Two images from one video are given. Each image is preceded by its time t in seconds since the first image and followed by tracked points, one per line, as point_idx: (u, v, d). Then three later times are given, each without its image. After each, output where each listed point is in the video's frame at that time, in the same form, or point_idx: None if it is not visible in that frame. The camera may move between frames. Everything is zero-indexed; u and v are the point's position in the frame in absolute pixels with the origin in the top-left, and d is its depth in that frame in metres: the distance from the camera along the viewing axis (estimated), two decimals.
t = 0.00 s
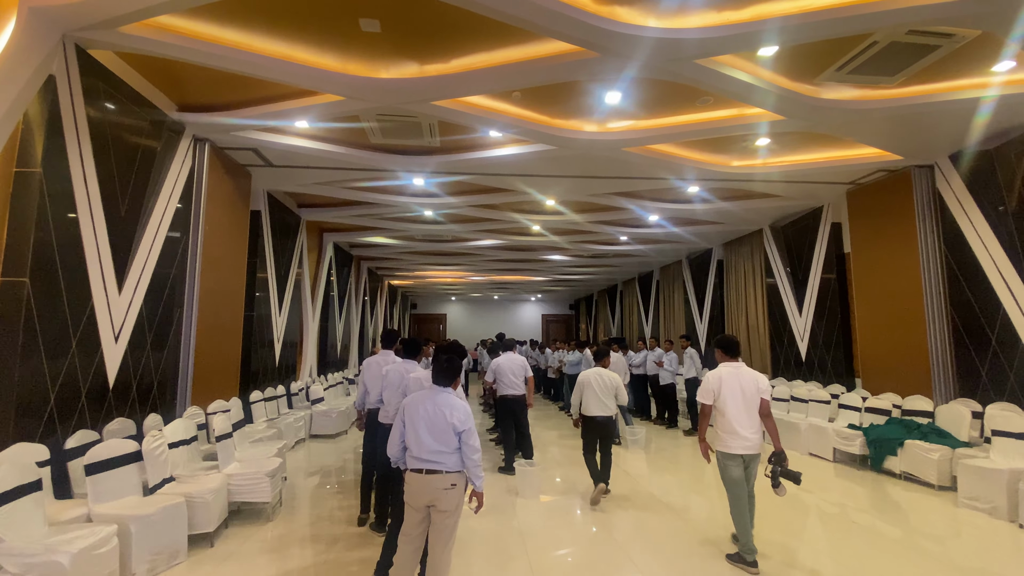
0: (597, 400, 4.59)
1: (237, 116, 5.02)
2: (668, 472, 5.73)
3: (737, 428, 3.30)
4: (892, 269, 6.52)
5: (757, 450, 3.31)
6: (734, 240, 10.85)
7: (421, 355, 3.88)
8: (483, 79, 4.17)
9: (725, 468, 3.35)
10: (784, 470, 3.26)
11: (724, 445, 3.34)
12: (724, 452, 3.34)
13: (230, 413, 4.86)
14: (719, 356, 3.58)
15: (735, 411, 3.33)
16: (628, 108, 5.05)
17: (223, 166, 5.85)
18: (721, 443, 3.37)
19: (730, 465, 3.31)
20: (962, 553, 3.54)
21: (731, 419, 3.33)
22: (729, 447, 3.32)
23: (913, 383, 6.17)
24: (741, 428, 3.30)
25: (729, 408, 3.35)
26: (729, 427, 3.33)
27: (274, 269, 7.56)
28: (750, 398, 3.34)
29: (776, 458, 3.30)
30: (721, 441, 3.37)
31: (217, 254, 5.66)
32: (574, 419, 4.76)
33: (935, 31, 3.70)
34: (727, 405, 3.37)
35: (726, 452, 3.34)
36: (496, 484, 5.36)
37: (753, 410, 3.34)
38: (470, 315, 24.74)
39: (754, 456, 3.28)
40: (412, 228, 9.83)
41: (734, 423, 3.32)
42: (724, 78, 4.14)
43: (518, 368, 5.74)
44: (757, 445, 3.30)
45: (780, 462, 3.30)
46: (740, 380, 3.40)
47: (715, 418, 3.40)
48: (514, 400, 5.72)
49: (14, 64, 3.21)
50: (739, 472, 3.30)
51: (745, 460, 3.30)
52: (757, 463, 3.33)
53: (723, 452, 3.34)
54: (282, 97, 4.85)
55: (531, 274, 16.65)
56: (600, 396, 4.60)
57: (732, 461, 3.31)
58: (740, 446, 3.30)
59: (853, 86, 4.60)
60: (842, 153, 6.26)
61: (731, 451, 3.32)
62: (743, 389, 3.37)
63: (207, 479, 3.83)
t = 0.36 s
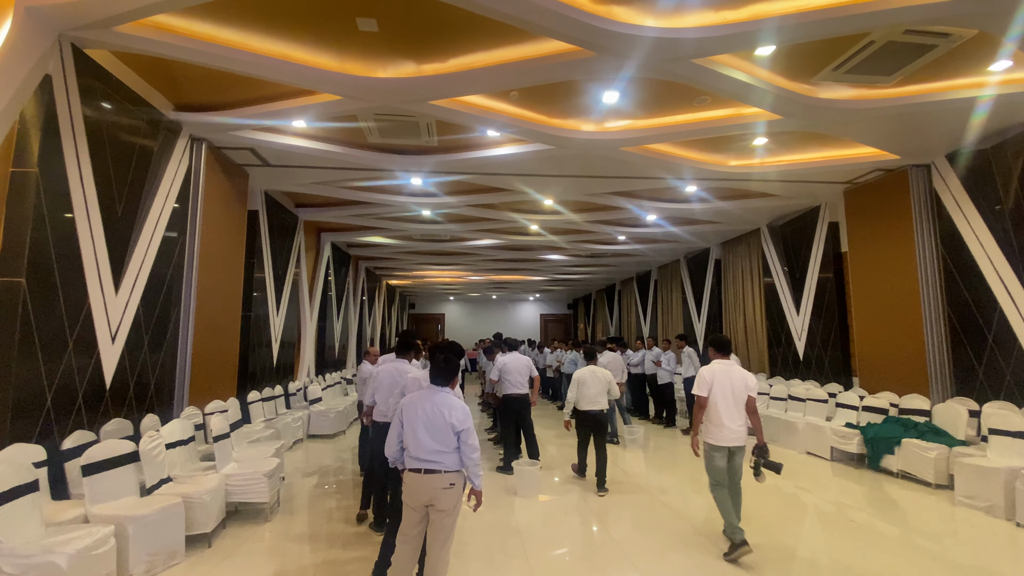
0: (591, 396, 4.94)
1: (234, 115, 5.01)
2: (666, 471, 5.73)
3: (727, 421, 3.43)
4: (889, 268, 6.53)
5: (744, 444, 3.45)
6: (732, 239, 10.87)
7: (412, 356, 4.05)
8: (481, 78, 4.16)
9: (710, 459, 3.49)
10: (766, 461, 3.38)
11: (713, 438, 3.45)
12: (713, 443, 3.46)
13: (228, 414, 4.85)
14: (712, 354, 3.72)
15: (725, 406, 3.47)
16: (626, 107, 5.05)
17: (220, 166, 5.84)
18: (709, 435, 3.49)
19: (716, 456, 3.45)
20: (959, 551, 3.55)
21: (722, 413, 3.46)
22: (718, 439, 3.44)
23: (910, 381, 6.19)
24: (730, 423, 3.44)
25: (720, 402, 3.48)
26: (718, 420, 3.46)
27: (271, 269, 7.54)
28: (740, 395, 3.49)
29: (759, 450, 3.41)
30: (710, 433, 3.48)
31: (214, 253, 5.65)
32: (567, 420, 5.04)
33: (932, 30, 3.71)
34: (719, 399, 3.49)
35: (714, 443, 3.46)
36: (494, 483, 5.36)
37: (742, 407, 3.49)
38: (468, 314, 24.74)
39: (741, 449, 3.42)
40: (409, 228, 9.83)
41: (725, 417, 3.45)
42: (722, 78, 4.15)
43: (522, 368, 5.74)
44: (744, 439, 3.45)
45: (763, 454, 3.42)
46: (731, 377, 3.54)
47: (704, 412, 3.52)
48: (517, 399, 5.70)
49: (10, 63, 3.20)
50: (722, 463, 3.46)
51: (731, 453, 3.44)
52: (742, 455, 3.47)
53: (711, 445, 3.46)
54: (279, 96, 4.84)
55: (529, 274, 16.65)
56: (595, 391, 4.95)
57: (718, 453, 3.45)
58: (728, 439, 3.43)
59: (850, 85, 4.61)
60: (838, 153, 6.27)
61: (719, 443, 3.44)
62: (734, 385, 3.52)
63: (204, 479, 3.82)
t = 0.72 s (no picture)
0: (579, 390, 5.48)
1: (232, 115, 5.00)
2: (665, 470, 5.74)
3: (718, 416, 3.76)
4: (888, 268, 6.53)
5: (733, 437, 3.77)
6: (731, 239, 10.87)
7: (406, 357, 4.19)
8: (480, 78, 4.17)
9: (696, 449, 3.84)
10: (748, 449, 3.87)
11: (701, 430, 3.79)
12: (700, 436, 3.80)
13: (227, 414, 4.85)
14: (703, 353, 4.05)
15: (715, 402, 3.79)
16: (624, 107, 5.06)
17: (218, 166, 5.83)
18: (698, 428, 3.83)
19: (702, 447, 3.81)
20: (956, 550, 3.56)
21: (712, 408, 3.78)
22: (706, 432, 3.77)
23: (908, 380, 6.20)
24: (720, 417, 3.76)
25: (711, 398, 3.80)
26: (708, 415, 3.78)
27: (270, 269, 7.53)
28: (730, 392, 3.82)
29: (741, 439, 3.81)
30: (699, 426, 3.81)
31: (213, 253, 5.64)
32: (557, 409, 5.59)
33: (929, 29, 3.72)
34: (710, 396, 3.81)
35: (702, 436, 3.80)
36: (493, 483, 5.36)
37: (731, 403, 3.82)
38: (468, 314, 24.74)
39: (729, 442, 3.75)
40: (409, 228, 9.83)
41: (714, 413, 3.77)
42: (720, 77, 4.15)
43: (534, 368, 5.77)
44: (733, 433, 3.78)
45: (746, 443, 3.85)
46: (721, 375, 3.86)
47: (696, 407, 3.84)
48: (528, 400, 5.71)
49: (8, 64, 3.20)
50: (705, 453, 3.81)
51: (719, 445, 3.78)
52: (729, 449, 3.78)
53: (702, 437, 3.79)
54: (278, 96, 4.84)
55: (529, 273, 16.65)
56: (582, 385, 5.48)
57: (704, 444, 3.81)
58: (718, 432, 3.75)
59: (848, 85, 4.62)
60: (836, 152, 6.28)
61: (706, 436, 3.78)
62: (725, 383, 3.83)
63: (203, 480, 3.82)
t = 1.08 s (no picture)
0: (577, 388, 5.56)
1: (232, 115, 5.00)
2: (665, 470, 5.73)
3: (701, 413, 3.90)
4: (888, 267, 6.53)
5: (716, 432, 3.92)
6: (731, 239, 10.87)
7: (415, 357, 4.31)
8: (479, 78, 4.17)
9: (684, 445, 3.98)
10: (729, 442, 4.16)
11: (686, 427, 3.95)
12: (686, 432, 3.95)
13: (227, 414, 4.85)
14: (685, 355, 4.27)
15: (698, 399, 3.93)
16: (624, 106, 5.06)
17: (217, 166, 5.83)
18: (683, 425, 3.97)
19: (688, 443, 3.96)
20: (956, 549, 3.56)
21: (695, 405, 3.93)
22: (691, 429, 3.92)
23: (907, 380, 6.21)
24: (703, 414, 3.91)
25: (694, 396, 3.95)
26: (692, 412, 3.93)
27: (269, 269, 7.53)
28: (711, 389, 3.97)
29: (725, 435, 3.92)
30: (684, 423, 3.96)
31: (212, 254, 5.64)
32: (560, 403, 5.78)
33: (928, 29, 3.71)
34: (693, 394, 3.96)
35: (687, 431, 3.95)
36: (493, 483, 5.36)
37: (713, 399, 3.96)
38: (468, 314, 24.74)
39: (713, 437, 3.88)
40: (409, 228, 9.83)
41: (697, 409, 3.92)
42: (720, 77, 4.16)
43: (538, 368, 5.76)
44: (716, 428, 3.92)
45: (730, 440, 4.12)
46: (702, 373, 4.01)
47: (680, 406, 3.99)
48: (531, 399, 5.70)
49: (7, 64, 3.21)
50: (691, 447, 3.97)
51: (704, 441, 3.92)
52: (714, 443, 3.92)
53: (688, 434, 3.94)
54: (277, 97, 4.84)
55: (529, 273, 16.65)
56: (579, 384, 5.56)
57: (689, 439, 3.97)
58: (702, 428, 3.90)
59: (848, 84, 4.62)
60: (836, 151, 6.29)
61: (690, 432, 3.94)
62: (706, 381, 3.98)
63: (203, 480, 3.82)
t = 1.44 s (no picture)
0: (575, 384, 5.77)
1: (231, 115, 5.00)
2: (665, 470, 5.73)
3: (686, 405, 4.18)
4: (889, 266, 6.52)
5: (703, 424, 4.18)
6: (731, 238, 10.86)
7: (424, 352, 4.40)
8: (479, 77, 4.16)
9: (676, 438, 4.23)
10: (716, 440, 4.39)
11: (675, 420, 4.21)
12: (675, 425, 4.21)
13: (228, 414, 4.85)
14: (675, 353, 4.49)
15: (684, 393, 4.22)
16: (624, 106, 5.05)
17: (218, 166, 5.83)
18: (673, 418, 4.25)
19: (681, 435, 4.20)
20: (956, 548, 3.56)
21: (682, 399, 4.21)
22: (679, 421, 4.19)
23: (907, 379, 6.21)
24: (690, 407, 4.18)
25: (681, 391, 4.23)
26: (679, 405, 4.21)
27: (269, 269, 7.52)
28: (696, 383, 4.23)
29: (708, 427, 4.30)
30: (673, 417, 4.24)
31: (212, 254, 5.64)
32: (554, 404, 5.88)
33: (929, 28, 3.71)
34: (679, 388, 4.24)
35: (676, 424, 4.22)
36: (494, 482, 5.36)
37: (699, 394, 4.24)
38: (468, 314, 24.73)
39: (700, 428, 4.16)
40: (409, 227, 9.83)
41: (684, 403, 4.20)
42: (720, 76, 4.15)
43: (536, 368, 5.77)
44: (703, 420, 4.18)
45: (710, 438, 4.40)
46: (687, 369, 4.30)
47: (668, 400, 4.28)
48: (527, 399, 5.71)
49: (7, 64, 3.21)
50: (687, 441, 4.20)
51: (693, 432, 4.19)
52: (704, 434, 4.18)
53: (677, 427, 4.20)
54: (277, 97, 4.84)
55: (529, 273, 16.65)
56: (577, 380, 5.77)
57: (682, 432, 4.20)
58: (689, 420, 4.17)
59: (848, 84, 4.61)
60: (836, 150, 6.29)
61: (680, 425, 4.19)
62: (692, 377, 4.25)
63: (204, 480, 3.83)
